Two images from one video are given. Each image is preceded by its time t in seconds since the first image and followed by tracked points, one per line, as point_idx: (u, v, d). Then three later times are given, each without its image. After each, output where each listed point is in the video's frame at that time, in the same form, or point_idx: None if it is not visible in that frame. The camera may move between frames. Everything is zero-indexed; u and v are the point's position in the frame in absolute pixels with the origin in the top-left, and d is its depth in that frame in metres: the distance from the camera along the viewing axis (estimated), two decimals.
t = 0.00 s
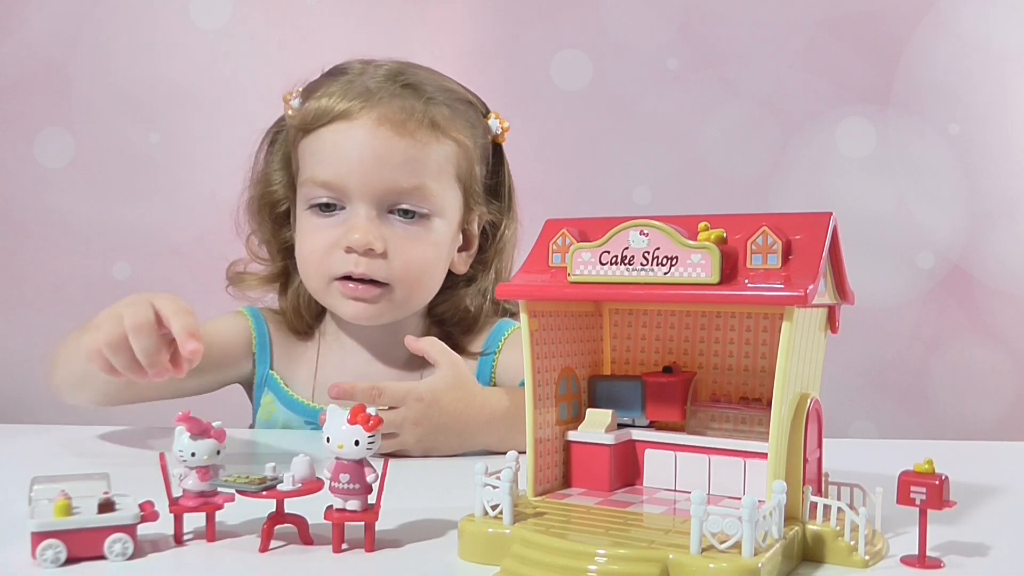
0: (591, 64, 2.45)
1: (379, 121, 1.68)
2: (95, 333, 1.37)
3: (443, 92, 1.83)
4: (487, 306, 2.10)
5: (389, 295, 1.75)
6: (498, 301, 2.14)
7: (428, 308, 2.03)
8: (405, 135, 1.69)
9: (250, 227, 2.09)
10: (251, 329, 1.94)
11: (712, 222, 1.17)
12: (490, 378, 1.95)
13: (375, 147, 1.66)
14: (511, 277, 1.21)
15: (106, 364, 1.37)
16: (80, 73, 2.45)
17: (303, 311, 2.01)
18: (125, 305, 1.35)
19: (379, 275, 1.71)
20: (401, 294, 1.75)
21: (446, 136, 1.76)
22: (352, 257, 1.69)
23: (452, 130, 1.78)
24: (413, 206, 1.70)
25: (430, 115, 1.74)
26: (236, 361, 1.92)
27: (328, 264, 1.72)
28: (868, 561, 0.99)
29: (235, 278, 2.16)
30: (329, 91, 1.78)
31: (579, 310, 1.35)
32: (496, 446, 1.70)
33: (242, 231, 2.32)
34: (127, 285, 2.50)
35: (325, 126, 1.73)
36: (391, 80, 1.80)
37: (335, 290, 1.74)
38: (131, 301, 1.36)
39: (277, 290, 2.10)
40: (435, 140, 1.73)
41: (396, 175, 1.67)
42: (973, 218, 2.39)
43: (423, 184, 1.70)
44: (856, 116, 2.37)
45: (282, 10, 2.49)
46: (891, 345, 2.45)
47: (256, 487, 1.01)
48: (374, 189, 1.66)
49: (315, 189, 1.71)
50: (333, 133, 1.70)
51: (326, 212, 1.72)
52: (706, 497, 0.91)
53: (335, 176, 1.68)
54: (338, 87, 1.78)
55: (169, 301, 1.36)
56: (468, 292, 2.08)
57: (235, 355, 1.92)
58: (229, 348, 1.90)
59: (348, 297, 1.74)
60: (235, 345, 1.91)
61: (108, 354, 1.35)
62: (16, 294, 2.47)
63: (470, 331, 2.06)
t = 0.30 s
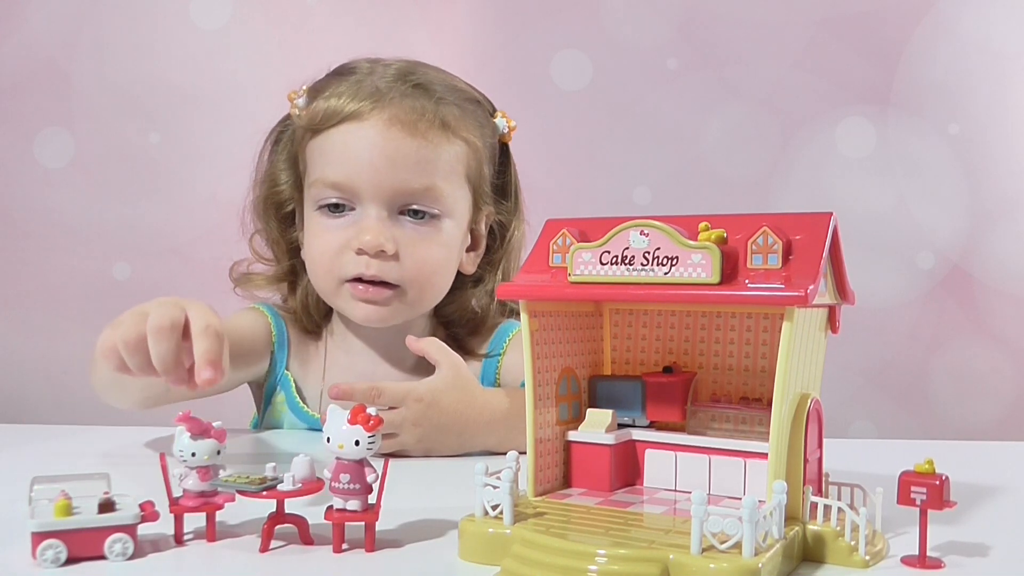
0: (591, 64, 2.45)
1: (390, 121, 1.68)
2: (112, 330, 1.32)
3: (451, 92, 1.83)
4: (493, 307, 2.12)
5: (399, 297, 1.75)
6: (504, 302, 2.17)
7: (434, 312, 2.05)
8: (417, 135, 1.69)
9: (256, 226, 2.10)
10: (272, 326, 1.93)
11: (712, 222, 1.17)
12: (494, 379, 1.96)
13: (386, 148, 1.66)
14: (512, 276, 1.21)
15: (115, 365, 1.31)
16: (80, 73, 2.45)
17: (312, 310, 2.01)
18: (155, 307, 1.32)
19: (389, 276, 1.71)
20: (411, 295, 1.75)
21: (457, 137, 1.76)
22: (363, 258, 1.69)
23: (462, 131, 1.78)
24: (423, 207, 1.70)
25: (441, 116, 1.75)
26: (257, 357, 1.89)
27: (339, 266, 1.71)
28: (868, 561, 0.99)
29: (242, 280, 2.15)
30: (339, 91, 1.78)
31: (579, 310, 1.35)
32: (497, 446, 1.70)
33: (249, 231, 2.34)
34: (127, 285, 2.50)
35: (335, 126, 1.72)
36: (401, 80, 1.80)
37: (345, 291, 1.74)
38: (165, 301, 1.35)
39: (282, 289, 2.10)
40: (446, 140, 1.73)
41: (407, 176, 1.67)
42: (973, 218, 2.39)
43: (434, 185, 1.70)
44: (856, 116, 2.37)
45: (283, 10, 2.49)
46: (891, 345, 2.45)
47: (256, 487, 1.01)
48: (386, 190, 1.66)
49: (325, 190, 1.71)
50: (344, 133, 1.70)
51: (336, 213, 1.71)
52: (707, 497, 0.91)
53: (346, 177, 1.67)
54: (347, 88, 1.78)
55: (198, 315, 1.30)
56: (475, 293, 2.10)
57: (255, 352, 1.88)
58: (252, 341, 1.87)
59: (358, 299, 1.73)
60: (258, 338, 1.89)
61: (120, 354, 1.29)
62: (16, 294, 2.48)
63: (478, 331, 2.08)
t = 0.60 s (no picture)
0: (591, 65, 2.45)
1: (397, 125, 1.68)
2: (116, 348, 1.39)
3: (458, 96, 1.82)
4: (496, 311, 2.11)
5: (402, 301, 1.75)
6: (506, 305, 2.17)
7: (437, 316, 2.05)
8: (423, 140, 1.69)
9: (257, 225, 2.09)
10: (272, 328, 1.92)
11: (712, 222, 1.17)
12: (495, 381, 1.97)
13: (392, 153, 1.65)
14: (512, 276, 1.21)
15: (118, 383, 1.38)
16: (80, 73, 2.45)
17: (314, 311, 2.02)
18: (155, 329, 1.35)
19: (392, 281, 1.71)
20: (414, 300, 1.76)
21: (463, 142, 1.76)
22: (367, 263, 1.69)
23: (468, 135, 1.78)
24: (428, 212, 1.70)
25: (448, 120, 1.75)
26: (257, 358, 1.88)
27: (342, 270, 1.72)
28: (868, 561, 0.99)
29: (244, 279, 2.15)
30: (345, 93, 1.78)
31: (580, 310, 1.35)
32: (497, 446, 1.70)
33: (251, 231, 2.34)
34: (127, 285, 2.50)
35: (341, 130, 1.72)
36: (408, 83, 1.79)
37: (347, 295, 1.74)
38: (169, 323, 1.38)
39: (283, 289, 2.11)
40: (452, 145, 1.73)
41: (412, 181, 1.66)
42: (973, 218, 2.39)
43: (439, 191, 1.70)
44: (856, 116, 2.37)
45: (282, 10, 2.49)
46: (891, 345, 2.45)
47: (256, 487, 1.01)
48: (391, 195, 1.66)
49: (329, 194, 1.71)
50: (349, 137, 1.70)
51: (339, 217, 1.71)
52: (707, 497, 0.90)
53: (350, 181, 1.67)
54: (354, 90, 1.77)
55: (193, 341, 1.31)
56: (478, 298, 2.09)
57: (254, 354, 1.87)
58: (253, 342, 1.86)
59: (360, 302, 1.74)
60: (258, 338, 1.88)
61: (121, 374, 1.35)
62: (16, 294, 2.48)
63: (480, 334, 2.09)
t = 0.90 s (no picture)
0: (591, 64, 2.45)
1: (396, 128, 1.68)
2: (121, 352, 1.39)
3: (459, 98, 1.82)
4: (497, 312, 2.11)
5: (402, 305, 1.75)
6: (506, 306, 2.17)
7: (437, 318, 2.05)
8: (422, 144, 1.68)
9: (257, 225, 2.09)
10: (271, 329, 1.92)
11: (712, 222, 1.17)
12: (495, 382, 1.97)
13: (391, 157, 1.65)
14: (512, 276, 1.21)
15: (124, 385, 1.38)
16: (80, 73, 2.45)
17: (314, 312, 2.02)
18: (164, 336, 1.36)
19: (391, 285, 1.71)
20: (413, 304, 1.76)
21: (464, 145, 1.76)
22: (365, 267, 1.69)
23: (468, 139, 1.77)
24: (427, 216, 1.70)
25: (448, 124, 1.74)
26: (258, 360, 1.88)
27: (341, 273, 1.72)
28: (868, 561, 0.99)
29: (244, 279, 2.15)
30: (345, 95, 1.78)
31: (580, 310, 1.35)
32: (497, 446, 1.70)
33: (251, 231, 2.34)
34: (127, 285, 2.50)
35: (340, 133, 1.72)
36: (408, 85, 1.79)
37: (346, 297, 1.75)
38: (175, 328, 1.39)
39: (283, 289, 2.11)
40: (452, 149, 1.72)
41: (412, 186, 1.66)
42: (973, 218, 2.39)
43: (438, 196, 1.70)
44: (857, 116, 2.37)
45: (283, 10, 2.49)
46: (891, 345, 2.45)
47: (256, 487, 1.01)
48: (390, 200, 1.65)
49: (328, 197, 1.71)
50: (349, 140, 1.70)
51: (339, 220, 1.71)
52: (707, 497, 0.90)
53: (349, 185, 1.67)
54: (354, 93, 1.77)
55: (203, 347, 1.33)
56: (479, 299, 2.09)
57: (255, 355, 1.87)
58: (252, 343, 1.86)
59: (359, 305, 1.74)
60: (258, 341, 1.88)
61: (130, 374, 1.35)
62: (16, 294, 2.48)
63: (481, 335, 2.10)
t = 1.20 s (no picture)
0: (591, 64, 2.45)
1: (395, 129, 1.67)
2: (120, 357, 1.49)
3: (459, 98, 1.81)
4: (497, 312, 2.11)
5: (400, 306, 1.75)
6: (507, 307, 2.17)
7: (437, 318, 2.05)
8: (420, 145, 1.68)
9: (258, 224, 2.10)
10: (270, 330, 1.92)
11: (712, 222, 1.17)
12: (495, 382, 1.98)
13: (389, 158, 1.65)
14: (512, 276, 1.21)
15: (122, 391, 1.48)
16: (80, 73, 2.45)
17: (314, 311, 2.02)
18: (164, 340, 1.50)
19: (390, 286, 1.72)
20: (412, 305, 1.76)
21: (464, 146, 1.76)
22: (363, 268, 1.70)
23: (468, 139, 1.77)
24: (426, 217, 1.70)
25: (447, 125, 1.74)
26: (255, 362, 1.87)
27: (339, 274, 1.72)
28: (868, 561, 0.99)
29: (245, 277, 2.15)
30: (344, 95, 1.78)
31: (580, 310, 1.35)
32: (497, 446, 1.70)
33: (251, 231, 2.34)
34: (127, 285, 2.50)
35: (339, 133, 1.72)
36: (408, 85, 1.79)
37: (344, 298, 1.75)
38: (173, 332, 1.54)
39: (284, 288, 2.10)
40: (451, 150, 1.72)
41: (410, 187, 1.66)
42: (973, 218, 2.39)
43: (437, 197, 1.70)
44: (857, 116, 2.37)
45: (283, 10, 2.49)
46: (891, 345, 2.45)
47: (256, 487, 1.01)
48: (388, 201, 1.66)
49: (326, 198, 1.71)
50: (347, 140, 1.70)
51: (337, 220, 1.72)
52: (707, 497, 0.90)
53: (347, 186, 1.68)
54: (354, 92, 1.77)
55: (206, 347, 1.50)
56: (479, 301, 2.09)
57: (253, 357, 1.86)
58: (251, 345, 1.86)
59: (358, 306, 1.74)
60: (256, 344, 1.87)
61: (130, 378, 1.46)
62: (16, 294, 2.48)
63: (480, 336, 2.10)
